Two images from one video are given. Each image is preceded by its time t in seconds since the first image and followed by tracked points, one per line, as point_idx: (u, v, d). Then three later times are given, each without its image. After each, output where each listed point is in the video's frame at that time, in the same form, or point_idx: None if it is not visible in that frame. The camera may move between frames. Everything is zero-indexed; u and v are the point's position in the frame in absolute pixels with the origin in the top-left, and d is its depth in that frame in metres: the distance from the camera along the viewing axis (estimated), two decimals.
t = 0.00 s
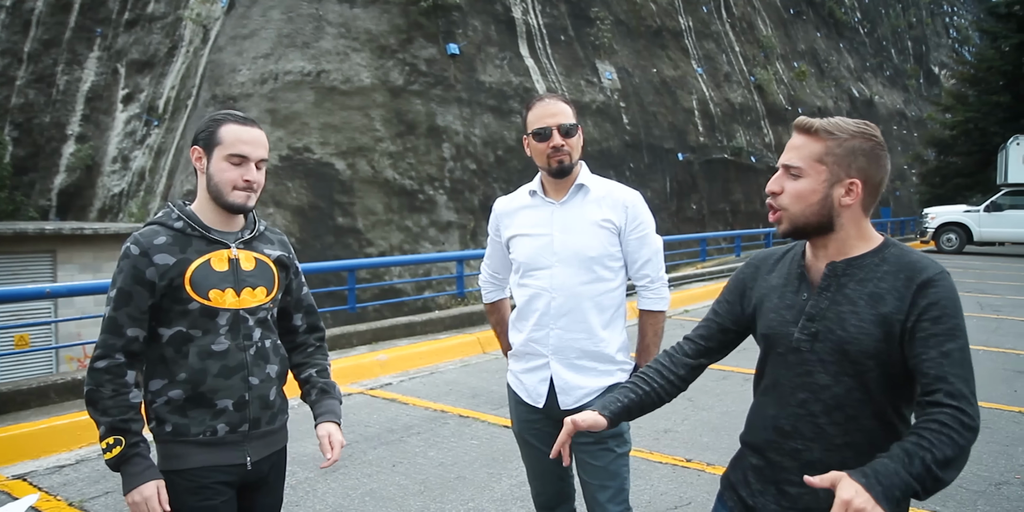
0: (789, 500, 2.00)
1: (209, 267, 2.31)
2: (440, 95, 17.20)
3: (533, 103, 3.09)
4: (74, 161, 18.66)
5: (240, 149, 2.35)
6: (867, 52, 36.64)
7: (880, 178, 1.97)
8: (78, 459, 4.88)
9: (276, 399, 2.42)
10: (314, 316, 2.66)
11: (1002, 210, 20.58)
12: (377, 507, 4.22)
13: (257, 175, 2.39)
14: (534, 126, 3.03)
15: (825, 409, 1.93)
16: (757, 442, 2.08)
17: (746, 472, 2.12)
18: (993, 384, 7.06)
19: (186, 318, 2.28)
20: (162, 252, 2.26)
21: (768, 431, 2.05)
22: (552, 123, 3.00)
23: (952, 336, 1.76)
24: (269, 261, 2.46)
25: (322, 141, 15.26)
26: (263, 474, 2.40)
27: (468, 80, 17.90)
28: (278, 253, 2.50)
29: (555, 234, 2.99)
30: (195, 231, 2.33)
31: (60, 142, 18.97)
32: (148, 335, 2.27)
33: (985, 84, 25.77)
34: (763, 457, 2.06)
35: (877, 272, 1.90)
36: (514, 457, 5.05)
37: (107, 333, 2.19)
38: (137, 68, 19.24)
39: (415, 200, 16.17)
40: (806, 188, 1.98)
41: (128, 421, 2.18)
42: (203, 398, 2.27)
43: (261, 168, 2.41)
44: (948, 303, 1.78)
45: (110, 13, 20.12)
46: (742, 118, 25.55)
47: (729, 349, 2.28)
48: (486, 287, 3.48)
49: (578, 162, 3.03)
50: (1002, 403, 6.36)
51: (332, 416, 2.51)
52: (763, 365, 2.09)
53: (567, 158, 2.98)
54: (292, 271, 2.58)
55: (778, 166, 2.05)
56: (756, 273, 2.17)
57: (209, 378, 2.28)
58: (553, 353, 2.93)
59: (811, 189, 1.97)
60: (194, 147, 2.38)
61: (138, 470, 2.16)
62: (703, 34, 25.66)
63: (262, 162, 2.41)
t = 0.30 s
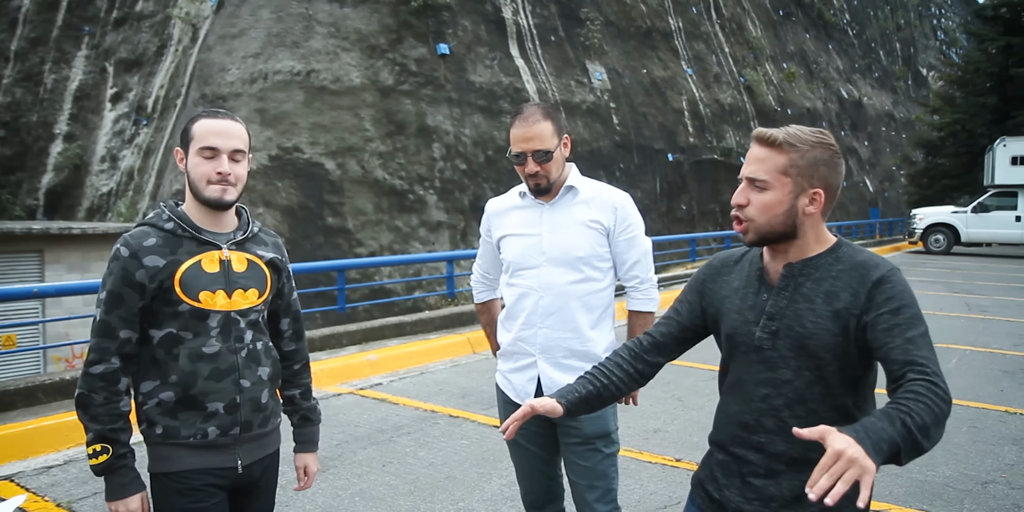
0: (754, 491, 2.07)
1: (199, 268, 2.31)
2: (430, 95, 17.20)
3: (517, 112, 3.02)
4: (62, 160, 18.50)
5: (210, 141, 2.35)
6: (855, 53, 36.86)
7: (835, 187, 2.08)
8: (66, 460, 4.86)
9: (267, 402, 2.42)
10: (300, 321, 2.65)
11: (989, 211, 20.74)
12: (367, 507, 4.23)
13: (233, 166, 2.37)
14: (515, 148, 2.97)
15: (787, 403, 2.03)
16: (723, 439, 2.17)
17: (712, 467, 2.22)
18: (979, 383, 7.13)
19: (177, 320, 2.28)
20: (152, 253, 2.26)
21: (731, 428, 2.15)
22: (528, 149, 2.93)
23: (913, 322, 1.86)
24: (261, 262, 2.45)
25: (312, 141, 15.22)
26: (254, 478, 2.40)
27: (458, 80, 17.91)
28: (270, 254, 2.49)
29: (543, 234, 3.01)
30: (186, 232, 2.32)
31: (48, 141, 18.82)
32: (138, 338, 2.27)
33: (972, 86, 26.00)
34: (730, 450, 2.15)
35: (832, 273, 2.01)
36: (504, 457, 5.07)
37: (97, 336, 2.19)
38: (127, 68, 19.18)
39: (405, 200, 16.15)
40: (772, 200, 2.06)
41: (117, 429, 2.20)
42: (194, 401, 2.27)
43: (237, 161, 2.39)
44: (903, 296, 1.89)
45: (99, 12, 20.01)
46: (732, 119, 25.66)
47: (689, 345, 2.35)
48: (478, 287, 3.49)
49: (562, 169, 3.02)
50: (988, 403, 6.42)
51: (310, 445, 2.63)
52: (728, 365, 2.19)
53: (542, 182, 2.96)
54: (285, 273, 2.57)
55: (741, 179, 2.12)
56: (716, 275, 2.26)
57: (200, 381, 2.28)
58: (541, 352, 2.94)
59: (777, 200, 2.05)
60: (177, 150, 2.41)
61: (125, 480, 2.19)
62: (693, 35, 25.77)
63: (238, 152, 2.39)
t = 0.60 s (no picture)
0: (718, 477, 2.16)
1: (201, 270, 2.31)
2: (428, 96, 17.22)
3: (519, 107, 3.06)
4: (59, 162, 18.50)
5: (211, 140, 2.36)
6: (852, 54, 36.93)
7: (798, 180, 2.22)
8: (65, 461, 4.86)
9: (265, 404, 2.43)
10: (301, 320, 2.66)
11: (987, 212, 20.78)
12: (366, 508, 4.24)
13: (236, 164, 2.38)
14: (516, 136, 3.00)
15: (747, 390, 2.11)
16: (687, 429, 2.26)
17: (677, 460, 2.30)
18: (977, 383, 7.15)
19: (178, 322, 2.28)
20: (154, 256, 2.27)
21: (694, 416, 2.23)
22: (527, 136, 2.97)
23: (863, 313, 1.95)
24: (263, 264, 2.47)
25: (310, 142, 15.22)
26: (251, 479, 2.41)
27: (456, 81, 17.93)
28: (271, 255, 2.50)
29: (542, 235, 3.02)
30: (188, 234, 2.33)
31: (46, 142, 18.80)
32: (138, 339, 2.28)
33: (969, 86, 26.08)
34: (692, 438, 2.24)
35: (790, 267, 2.11)
36: (502, 457, 5.09)
37: (97, 337, 2.19)
38: (124, 69, 19.13)
39: (403, 201, 16.16)
40: (748, 192, 2.15)
41: (118, 429, 2.20)
42: (194, 402, 2.28)
43: (239, 158, 2.40)
44: (855, 289, 2.00)
45: (97, 13, 20.03)
46: (730, 119, 25.70)
47: (663, 336, 2.45)
48: (476, 287, 3.49)
49: (559, 167, 3.02)
50: (985, 403, 6.44)
51: (308, 440, 2.61)
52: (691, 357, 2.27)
53: (541, 170, 2.97)
54: (285, 274, 2.58)
55: (715, 176, 2.20)
56: (682, 271, 2.35)
57: (200, 383, 2.28)
58: (540, 353, 2.95)
59: (753, 191, 2.15)
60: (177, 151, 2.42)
61: (126, 480, 2.20)
62: (691, 35, 25.80)
63: (241, 150, 2.41)
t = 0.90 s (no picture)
0: (713, 475, 2.15)
1: (201, 272, 2.31)
2: (427, 97, 17.23)
3: (520, 106, 3.10)
4: (58, 163, 18.51)
5: (218, 151, 2.36)
6: (851, 54, 36.95)
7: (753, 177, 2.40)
8: (64, 462, 4.85)
9: (264, 405, 2.43)
10: (305, 321, 2.67)
11: (986, 212, 20.79)
12: (365, 508, 4.24)
13: (240, 175, 2.39)
14: (518, 132, 3.04)
15: (734, 387, 2.12)
16: (675, 430, 2.25)
17: (667, 460, 2.28)
18: (975, 383, 7.16)
19: (178, 323, 2.28)
20: (154, 256, 2.27)
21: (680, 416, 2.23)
22: (530, 131, 3.01)
23: (824, 310, 2.04)
24: (262, 266, 2.47)
25: (309, 143, 15.22)
26: (250, 479, 2.40)
27: (454, 82, 17.94)
28: (270, 257, 2.51)
29: (542, 237, 3.02)
30: (188, 235, 2.33)
31: (45, 144, 18.81)
32: (138, 339, 2.27)
33: (967, 86, 26.11)
34: (681, 436, 2.23)
35: (759, 264, 2.15)
36: (501, 458, 5.08)
37: (96, 338, 2.19)
38: (123, 70, 19.12)
39: (402, 202, 16.16)
40: (731, 186, 2.22)
41: (118, 429, 2.19)
42: (193, 404, 2.28)
43: (244, 168, 2.41)
44: (820, 287, 2.07)
45: (95, 14, 20.07)
46: (728, 120, 25.71)
47: (642, 354, 2.39)
48: (476, 288, 3.49)
49: (559, 166, 3.04)
50: (984, 403, 6.45)
51: (314, 438, 2.60)
52: (673, 361, 2.26)
53: (542, 165, 2.99)
54: (284, 276, 2.58)
55: (697, 173, 2.23)
56: (651, 280, 2.36)
57: (200, 385, 2.28)
58: (539, 355, 2.95)
59: (734, 185, 2.22)
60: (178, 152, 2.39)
61: (127, 480, 2.17)
62: (689, 36, 25.83)
63: (245, 160, 2.41)
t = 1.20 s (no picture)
0: (711, 469, 2.16)
1: (199, 273, 2.31)
2: (425, 98, 17.23)
3: (521, 104, 3.13)
4: (56, 164, 18.46)
5: (222, 140, 2.37)
6: (849, 54, 36.99)
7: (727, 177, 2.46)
8: (62, 464, 4.85)
9: (264, 407, 2.43)
10: (298, 322, 2.66)
11: (983, 211, 20.81)
12: (363, 510, 4.23)
13: (243, 164, 2.42)
14: (518, 129, 3.06)
15: (727, 380, 2.14)
16: (669, 428, 2.24)
17: (660, 459, 2.27)
18: (973, 382, 7.17)
19: (176, 326, 2.28)
20: (151, 259, 2.26)
21: (674, 411, 2.22)
22: (530, 129, 3.03)
23: (800, 285, 2.15)
24: (258, 265, 2.47)
25: (306, 144, 15.21)
26: (249, 482, 2.40)
27: (452, 83, 17.94)
28: (267, 257, 2.51)
29: (541, 236, 3.02)
30: (184, 237, 2.33)
31: (42, 146, 18.79)
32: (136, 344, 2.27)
33: (965, 86, 26.14)
34: (677, 433, 2.22)
35: (738, 251, 2.25)
36: (500, 458, 5.08)
37: (94, 344, 2.18)
38: (121, 71, 19.10)
39: (400, 203, 16.15)
40: (704, 189, 2.27)
41: (113, 439, 2.19)
42: (192, 406, 2.28)
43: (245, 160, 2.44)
44: (796, 269, 2.19)
45: (93, 16, 20.04)
46: (726, 120, 25.73)
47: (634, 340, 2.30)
48: (478, 290, 3.49)
49: (559, 164, 3.06)
50: (981, 402, 6.46)
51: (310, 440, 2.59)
52: (662, 361, 2.24)
53: (541, 163, 3.02)
54: (280, 275, 2.58)
55: (671, 179, 2.28)
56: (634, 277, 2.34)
57: (199, 387, 2.28)
58: (539, 353, 2.95)
59: (707, 188, 2.27)
60: (172, 151, 2.39)
61: (120, 491, 2.19)
62: (687, 36, 25.84)
63: (245, 151, 2.44)
